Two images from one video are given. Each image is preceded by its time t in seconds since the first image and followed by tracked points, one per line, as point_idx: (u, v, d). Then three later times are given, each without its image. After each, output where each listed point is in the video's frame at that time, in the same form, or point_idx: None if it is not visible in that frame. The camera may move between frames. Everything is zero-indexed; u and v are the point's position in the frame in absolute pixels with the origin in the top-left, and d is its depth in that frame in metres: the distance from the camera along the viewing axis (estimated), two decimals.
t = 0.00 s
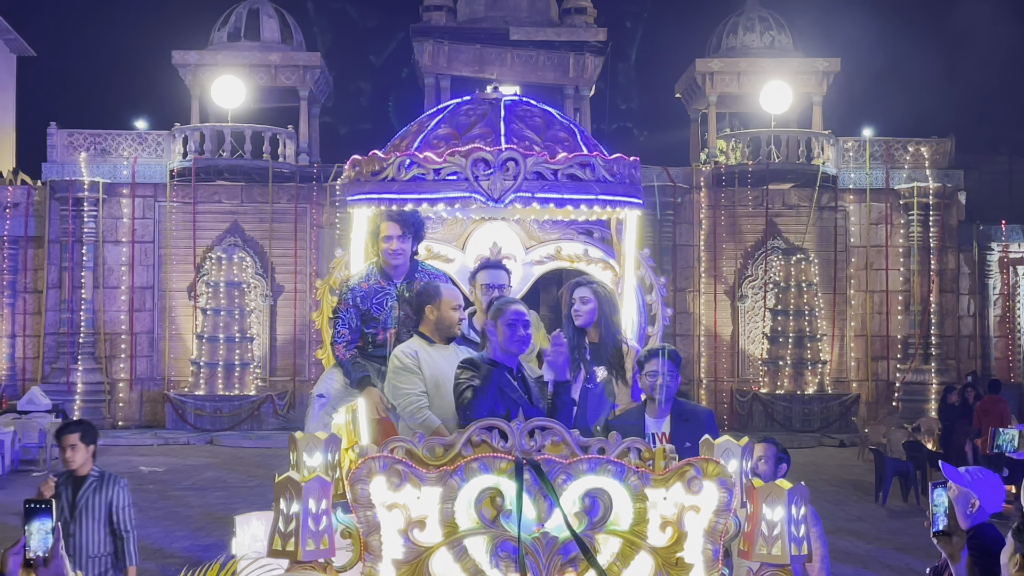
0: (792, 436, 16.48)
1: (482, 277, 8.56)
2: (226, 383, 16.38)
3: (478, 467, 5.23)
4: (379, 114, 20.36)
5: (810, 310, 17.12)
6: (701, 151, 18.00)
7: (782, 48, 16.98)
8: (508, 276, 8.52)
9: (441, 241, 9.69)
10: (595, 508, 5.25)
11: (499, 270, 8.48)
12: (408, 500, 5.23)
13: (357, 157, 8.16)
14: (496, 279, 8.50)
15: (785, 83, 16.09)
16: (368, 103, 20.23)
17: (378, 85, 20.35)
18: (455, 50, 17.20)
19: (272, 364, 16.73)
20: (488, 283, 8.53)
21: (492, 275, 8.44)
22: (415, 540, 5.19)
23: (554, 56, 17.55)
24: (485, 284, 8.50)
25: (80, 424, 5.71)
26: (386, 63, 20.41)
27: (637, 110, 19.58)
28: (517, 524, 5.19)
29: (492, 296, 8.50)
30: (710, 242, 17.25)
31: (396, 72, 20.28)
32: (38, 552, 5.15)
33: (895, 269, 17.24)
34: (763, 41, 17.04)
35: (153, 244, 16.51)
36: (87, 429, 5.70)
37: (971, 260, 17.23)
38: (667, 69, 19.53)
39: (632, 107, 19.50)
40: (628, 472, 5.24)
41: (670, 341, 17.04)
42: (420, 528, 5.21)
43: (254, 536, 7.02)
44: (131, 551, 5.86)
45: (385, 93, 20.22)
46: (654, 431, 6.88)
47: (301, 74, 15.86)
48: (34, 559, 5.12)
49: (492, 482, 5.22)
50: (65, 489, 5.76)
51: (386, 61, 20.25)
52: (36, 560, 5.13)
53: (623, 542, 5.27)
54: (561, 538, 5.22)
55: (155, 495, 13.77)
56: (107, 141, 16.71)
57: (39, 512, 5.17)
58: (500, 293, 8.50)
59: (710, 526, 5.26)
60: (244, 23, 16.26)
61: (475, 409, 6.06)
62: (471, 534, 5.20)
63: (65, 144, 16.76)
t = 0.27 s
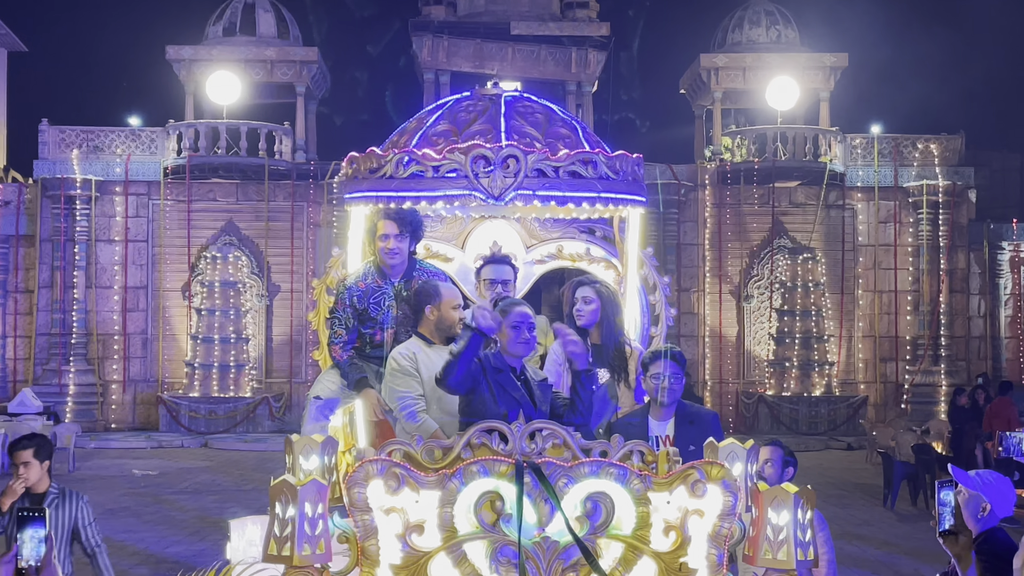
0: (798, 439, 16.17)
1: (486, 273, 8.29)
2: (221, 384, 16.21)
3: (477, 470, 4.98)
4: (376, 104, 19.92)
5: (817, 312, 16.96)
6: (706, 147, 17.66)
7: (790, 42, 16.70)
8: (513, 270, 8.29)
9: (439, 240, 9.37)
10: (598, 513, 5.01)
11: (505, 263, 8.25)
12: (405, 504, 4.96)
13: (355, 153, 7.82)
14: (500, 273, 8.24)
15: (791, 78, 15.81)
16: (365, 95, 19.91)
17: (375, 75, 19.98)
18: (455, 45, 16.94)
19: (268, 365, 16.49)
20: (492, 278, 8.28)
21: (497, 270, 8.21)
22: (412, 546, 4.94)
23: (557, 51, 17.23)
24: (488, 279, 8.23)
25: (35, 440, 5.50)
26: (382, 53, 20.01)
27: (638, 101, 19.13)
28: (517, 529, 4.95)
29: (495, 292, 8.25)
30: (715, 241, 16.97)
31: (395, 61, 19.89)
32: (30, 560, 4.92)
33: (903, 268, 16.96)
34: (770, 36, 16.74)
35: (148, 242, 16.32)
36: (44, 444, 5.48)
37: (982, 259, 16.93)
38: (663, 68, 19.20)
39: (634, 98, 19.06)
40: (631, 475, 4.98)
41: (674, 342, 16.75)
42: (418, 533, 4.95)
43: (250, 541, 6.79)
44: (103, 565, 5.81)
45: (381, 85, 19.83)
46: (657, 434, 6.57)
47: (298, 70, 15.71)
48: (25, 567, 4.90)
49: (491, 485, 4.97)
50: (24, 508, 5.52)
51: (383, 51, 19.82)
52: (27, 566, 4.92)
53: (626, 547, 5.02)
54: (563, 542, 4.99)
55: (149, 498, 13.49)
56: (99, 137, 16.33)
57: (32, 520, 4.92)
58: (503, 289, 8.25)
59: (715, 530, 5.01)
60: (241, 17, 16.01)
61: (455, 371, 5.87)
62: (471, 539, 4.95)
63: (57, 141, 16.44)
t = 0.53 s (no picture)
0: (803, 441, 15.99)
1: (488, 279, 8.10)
2: (218, 386, 16.06)
3: (479, 473, 4.68)
4: (373, 90, 19.53)
5: (822, 311, 16.76)
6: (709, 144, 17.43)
7: (794, 39, 16.59)
8: (516, 275, 8.06)
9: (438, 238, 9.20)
10: (601, 516, 4.72)
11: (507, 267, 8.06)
12: (403, 507, 4.66)
13: (355, 151, 7.67)
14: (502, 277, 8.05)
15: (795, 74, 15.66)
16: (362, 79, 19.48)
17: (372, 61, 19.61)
18: (454, 41, 16.85)
19: (265, 365, 16.32)
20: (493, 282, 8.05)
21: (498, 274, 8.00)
22: (411, 549, 4.65)
23: (557, 47, 17.13)
24: (491, 284, 8.02)
25: None
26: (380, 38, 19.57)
27: (639, 87, 18.84)
28: (517, 534, 4.65)
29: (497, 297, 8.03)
30: (719, 240, 16.81)
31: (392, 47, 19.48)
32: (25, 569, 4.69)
33: (909, 267, 16.76)
34: (774, 32, 16.62)
35: (143, 241, 16.12)
36: (7, 444, 5.26)
37: (990, 259, 16.67)
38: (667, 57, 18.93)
39: (636, 83, 18.81)
40: (636, 477, 4.67)
41: (677, 342, 16.56)
42: (417, 537, 4.66)
43: (246, 544, 6.41)
44: None
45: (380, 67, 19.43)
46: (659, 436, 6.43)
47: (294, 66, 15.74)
48: None
49: (492, 488, 4.68)
50: None
51: (381, 34, 19.40)
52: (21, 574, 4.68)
53: (629, 551, 4.70)
54: (565, 546, 4.69)
55: (145, 501, 13.28)
56: (95, 135, 16.19)
57: (26, 528, 4.72)
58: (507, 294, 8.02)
59: (720, 534, 4.66)
60: (238, 13, 15.94)
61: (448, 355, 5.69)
62: (471, 545, 4.65)
63: (51, 139, 16.26)
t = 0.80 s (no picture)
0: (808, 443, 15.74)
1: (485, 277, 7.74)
2: (213, 386, 15.90)
3: (477, 474, 4.70)
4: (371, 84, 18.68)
5: (828, 310, 16.54)
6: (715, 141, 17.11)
7: (800, 33, 16.40)
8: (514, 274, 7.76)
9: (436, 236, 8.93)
10: (602, 517, 4.73)
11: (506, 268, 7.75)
12: (401, 509, 4.68)
13: (352, 148, 7.30)
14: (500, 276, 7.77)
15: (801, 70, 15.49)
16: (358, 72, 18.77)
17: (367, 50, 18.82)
18: (454, 36, 16.61)
19: (261, 366, 16.09)
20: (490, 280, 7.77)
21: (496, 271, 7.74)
22: (409, 552, 4.66)
23: (558, 42, 16.97)
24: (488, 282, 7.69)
25: None
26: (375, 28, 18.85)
27: (640, 78, 18.09)
28: (516, 535, 4.67)
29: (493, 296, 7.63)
30: (723, 238, 16.59)
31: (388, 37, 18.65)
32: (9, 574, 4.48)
33: (917, 267, 16.51)
34: (778, 27, 16.45)
35: (137, 239, 15.96)
36: None
37: (998, 256, 16.55)
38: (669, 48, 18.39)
39: (636, 74, 18.36)
40: (636, 477, 4.70)
41: (682, 342, 16.30)
42: (416, 538, 4.67)
43: (242, 547, 6.43)
44: None
45: (376, 60, 18.54)
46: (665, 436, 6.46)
47: (291, 62, 15.71)
48: None
49: (491, 489, 4.70)
50: None
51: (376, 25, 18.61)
52: None
53: (631, 553, 4.72)
54: (566, 547, 4.71)
55: (138, 504, 13.01)
56: (88, 132, 15.87)
57: (8, 531, 4.48)
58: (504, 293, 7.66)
59: (722, 536, 4.73)
60: (233, 8, 15.80)
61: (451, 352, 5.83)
62: (470, 546, 4.66)
63: (43, 135, 15.87)
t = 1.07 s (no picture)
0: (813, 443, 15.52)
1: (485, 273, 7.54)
2: (209, 386, 15.69)
3: (477, 474, 4.49)
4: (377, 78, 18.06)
5: (834, 308, 16.35)
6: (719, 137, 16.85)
7: (804, 27, 16.19)
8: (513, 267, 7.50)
9: (434, 232, 8.71)
10: (603, 518, 4.52)
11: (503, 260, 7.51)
12: (398, 510, 4.46)
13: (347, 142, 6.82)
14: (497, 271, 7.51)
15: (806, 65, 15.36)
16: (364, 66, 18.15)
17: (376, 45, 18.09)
18: (454, 29, 16.44)
19: (258, 365, 15.93)
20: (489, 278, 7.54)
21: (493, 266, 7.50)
22: (406, 554, 4.43)
23: (558, 35, 16.74)
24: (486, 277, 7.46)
25: None
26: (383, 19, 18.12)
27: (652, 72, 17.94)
28: (517, 537, 4.46)
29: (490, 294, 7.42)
30: (727, 235, 16.37)
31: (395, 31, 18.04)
32: None
33: (923, 264, 16.36)
34: (782, 21, 16.22)
35: (131, 237, 15.78)
36: None
37: (1006, 253, 16.25)
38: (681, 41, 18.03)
39: (647, 69, 18.10)
40: (638, 476, 4.50)
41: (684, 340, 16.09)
42: (413, 541, 4.44)
43: (238, 549, 6.27)
44: None
45: (383, 56, 17.99)
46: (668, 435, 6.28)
47: (288, 57, 15.52)
48: None
49: (492, 490, 4.48)
50: None
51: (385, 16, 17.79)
52: None
53: (632, 556, 4.51)
54: (565, 550, 4.51)
55: (132, 505, 12.80)
56: (80, 128, 15.68)
57: None
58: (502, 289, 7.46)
59: (726, 539, 4.54)
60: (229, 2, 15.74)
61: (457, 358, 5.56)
62: (470, 549, 4.45)
63: (36, 131, 15.71)
